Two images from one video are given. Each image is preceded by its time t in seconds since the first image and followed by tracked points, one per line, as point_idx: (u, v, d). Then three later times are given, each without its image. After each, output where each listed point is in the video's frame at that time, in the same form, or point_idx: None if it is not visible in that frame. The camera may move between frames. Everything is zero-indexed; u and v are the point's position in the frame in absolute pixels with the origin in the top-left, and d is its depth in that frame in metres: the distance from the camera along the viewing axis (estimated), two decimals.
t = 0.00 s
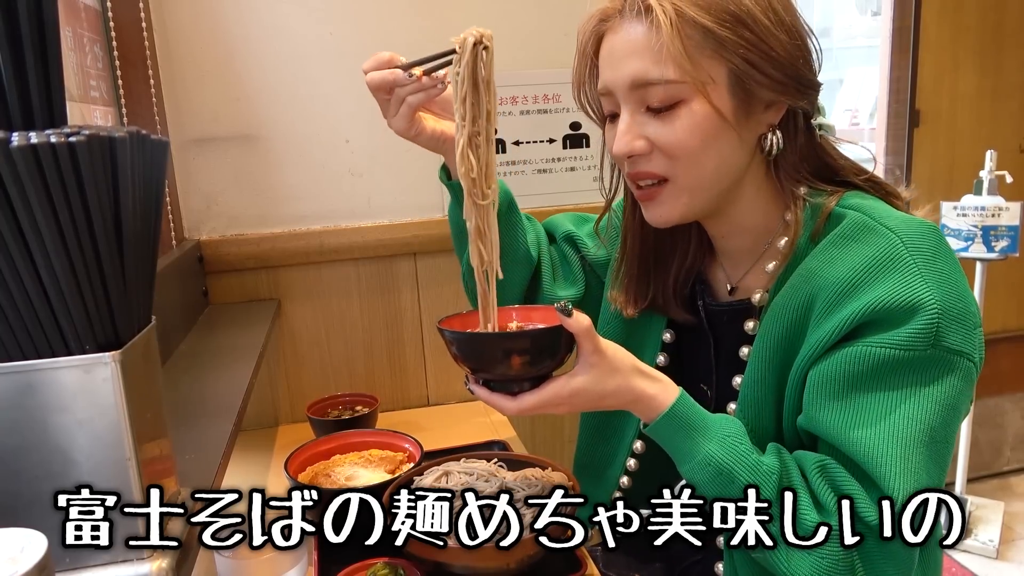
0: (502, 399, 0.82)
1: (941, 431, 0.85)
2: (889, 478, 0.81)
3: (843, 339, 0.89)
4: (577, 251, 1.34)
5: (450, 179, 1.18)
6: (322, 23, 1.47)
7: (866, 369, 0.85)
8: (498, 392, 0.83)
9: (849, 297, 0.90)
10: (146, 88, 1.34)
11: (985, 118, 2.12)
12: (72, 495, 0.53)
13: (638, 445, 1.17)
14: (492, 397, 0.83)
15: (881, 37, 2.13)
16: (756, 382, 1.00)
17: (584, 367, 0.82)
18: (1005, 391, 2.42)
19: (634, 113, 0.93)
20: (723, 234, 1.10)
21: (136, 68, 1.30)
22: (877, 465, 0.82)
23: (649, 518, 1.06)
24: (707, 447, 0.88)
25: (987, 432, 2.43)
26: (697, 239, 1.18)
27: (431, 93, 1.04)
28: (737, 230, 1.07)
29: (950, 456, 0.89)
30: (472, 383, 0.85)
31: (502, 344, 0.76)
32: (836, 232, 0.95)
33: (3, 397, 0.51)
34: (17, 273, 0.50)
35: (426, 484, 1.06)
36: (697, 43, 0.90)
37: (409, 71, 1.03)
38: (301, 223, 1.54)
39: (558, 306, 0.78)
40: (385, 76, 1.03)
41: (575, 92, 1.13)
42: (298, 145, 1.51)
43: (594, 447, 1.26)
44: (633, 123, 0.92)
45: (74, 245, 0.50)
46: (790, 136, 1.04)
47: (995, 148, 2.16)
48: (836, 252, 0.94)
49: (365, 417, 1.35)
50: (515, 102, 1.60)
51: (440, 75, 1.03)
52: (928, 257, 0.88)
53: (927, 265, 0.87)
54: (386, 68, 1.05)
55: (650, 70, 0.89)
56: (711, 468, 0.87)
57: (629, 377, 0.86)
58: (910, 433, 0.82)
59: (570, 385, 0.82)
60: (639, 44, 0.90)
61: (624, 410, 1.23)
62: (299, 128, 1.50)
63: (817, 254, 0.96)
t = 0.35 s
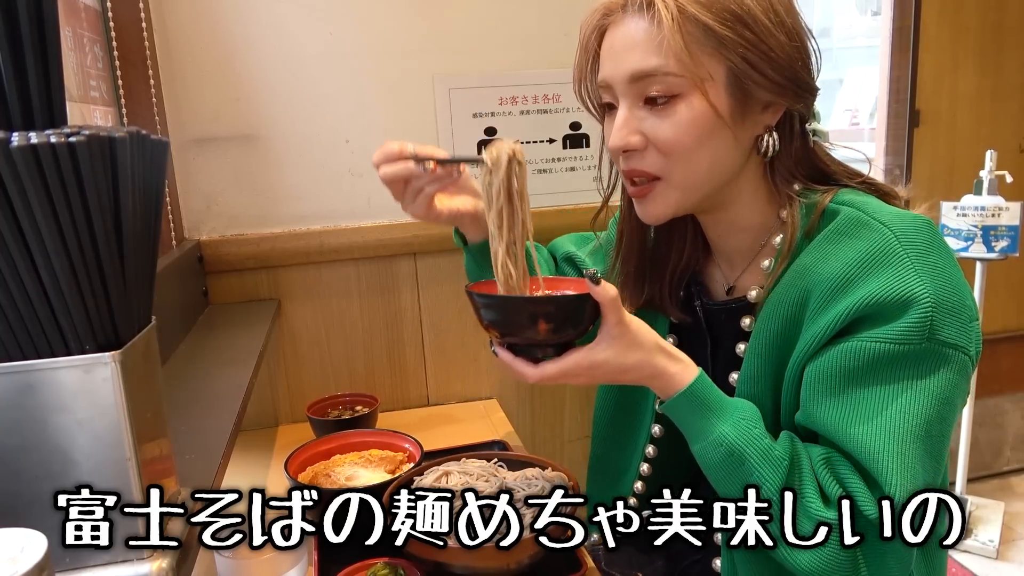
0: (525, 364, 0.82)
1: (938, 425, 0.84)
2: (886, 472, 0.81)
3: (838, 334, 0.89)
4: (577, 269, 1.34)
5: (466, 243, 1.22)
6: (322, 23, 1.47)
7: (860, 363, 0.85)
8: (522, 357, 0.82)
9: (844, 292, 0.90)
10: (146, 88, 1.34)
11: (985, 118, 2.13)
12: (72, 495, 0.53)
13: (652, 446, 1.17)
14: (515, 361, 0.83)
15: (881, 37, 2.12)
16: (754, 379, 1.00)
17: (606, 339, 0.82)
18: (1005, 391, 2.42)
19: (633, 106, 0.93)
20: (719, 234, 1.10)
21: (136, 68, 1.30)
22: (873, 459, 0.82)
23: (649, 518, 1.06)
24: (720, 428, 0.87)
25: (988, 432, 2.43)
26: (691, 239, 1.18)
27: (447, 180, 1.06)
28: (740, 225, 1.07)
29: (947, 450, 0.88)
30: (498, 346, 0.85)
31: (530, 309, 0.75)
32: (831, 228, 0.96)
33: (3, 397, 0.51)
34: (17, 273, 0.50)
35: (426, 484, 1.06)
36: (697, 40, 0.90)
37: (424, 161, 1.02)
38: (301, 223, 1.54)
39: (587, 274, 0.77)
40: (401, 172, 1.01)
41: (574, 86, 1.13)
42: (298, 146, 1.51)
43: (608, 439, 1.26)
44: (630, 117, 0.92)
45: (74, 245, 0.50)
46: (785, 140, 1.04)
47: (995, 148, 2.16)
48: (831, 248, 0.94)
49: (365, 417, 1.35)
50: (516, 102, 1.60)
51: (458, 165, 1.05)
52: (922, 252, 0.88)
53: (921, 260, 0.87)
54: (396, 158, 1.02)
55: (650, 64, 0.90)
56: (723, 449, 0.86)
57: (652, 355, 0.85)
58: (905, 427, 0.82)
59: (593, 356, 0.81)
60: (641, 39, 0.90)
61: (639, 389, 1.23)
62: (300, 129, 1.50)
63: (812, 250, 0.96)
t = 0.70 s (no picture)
0: (526, 349, 0.85)
1: (930, 418, 0.83)
2: (878, 465, 0.80)
3: (829, 329, 0.89)
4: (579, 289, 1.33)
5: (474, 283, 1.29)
6: (322, 23, 1.47)
7: (850, 356, 0.85)
8: (524, 343, 0.86)
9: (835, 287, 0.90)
10: (146, 88, 1.34)
11: (985, 118, 2.13)
12: (72, 495, 0.53)
13: (655, 448, 1.17)
14: (517, 347, 0.86)
15: (881, 37, 2.13)
16: (750, 377, 1.01)
17: (606, 326, 0.84)
18: (1005, 391, 2.42)
19: (616, 122, 0.93)
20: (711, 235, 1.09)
21: (136, 68, 1.30)
22: (864, 451, 0.81)
23: (649, 518, 1.06)
24: (717, 416, 0.86)
25: (988, 432, 2.43)
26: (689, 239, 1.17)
27: (459, 237, 1.11)
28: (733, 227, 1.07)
29: (941, 445, 0.87)
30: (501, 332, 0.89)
31: (534, 297, 0.79)
32: (822, 225, 0.96)
33: (3, 397, 0.51)
34: (17, 273, 0.50)
35: (426, 484, 1.06)
36: (675, 56, 0.90)
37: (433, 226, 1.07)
38: (301, 223, 1.54)
39: (588, 263, 0.80)
40: (414, 240, 1.06)
41: (563, 94, 1.11)
42: (298, 146, 1.51)
43: (612, 434, 1.26)
44: (614, 133, 0.93)
45: (74, 245, 0.50)
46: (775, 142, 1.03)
47: (995, 148, 2.16)
48: (822, 244, 0.94)
49: (365, 417, 1.35)
50: (516, 102, 1.60)
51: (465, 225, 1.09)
52: (911, 246, 0.88)
53: (910, 254, 0.87)
54: (406, 227, 1.06)
55: (630, 80, 0.89)
56: (720, 437, 0.86)
57: (650, 344, 0.86)
58: (896, 419, 0.81)
59: (592, 344, 0.83)
60: (621, 55, 0.90)
61: (641, 376, 1.24)
62: (300, 129, 1.50)
63: (804, 247, 0.97)
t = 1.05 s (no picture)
0: (531, 330, 0.86)
1: (914, 412, 0.83)
2: (865, 461, 0.80)
3: (810, 327, 0.89)
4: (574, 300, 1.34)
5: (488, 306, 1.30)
6: (322, 24, 1.47)
7: (833, 354, 0.85)
8: (530, 325, 0.87)
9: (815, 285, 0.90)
10: (146, 88, 1.34)
11: (985, 118, 2.13)
12: (72, 495, 0.53)
13: (649, 452, 1.17)
14: (523, 328, 0.87)
15: (880, 37, 2.13)
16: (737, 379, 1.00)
17: (610, 312, 0.84)
18: (1005, 391, 2.42)
19: (585, 140, 0.90)
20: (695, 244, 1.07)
21: (136, 68, 1.30)
22: (850, 448, 0.81)
23: (649, 518, 1.06)
24: (716, 403, 0.86)
25: (988, 432, 2.43)
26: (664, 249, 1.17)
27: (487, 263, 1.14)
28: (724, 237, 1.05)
29: (927, 439, 0.87)
30: (507, 313, 0.90)
31: (542, 281, 0.80)
32: (801, 223, 0.96)
33: (3, 397, 0.51)
34: (17, 273, 0.50)
35: (426, 484, 1.06)
36: (639, 79, 0.86)
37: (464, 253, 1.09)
38: (300, 223, 1.54)
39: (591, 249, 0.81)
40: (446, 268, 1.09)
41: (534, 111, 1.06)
42: (298, 146, 1.51)
43: (610, 432, 1.26)
44: (583, 151, 0.90)
45: (74, 245, 0.50)
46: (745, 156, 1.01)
47: (995, 148, 2.16)
48: (800, 242, 0.94)
49: (365, 417, 1.35)
50: (515, 102, 1.60)
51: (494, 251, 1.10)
52: (890, 241, 0.88)
53: (889, 249, 0.87)
54: (434, 259, 1.09)
55: (595, 99, 0.86)
56: (719, 424, 0.86)
57: (654, 329, 0.86)
58: (879, 414, 0.81)
59: (596, 329, 0.84)
60: (586, 73, 0.87)
61: (637, 364, 1.24)
62: (299, 129, 1.50)
63: (783, 247, 0.96)
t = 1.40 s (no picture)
0: (523, 330, 0.88)
1: (903, 415, 0.83)
2: (855, 466, 0.80)
3: (797, 332, 0.89)
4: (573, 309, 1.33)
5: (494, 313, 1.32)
6: (322, 24, 1.47)
7: (821, 358, 0.85)
8: (522, 325, 0.88)
9: (800, 289, 0.90)
10: (146, 88, 1.34)
11: (985, 118, 2.13)
12: (72, 495, 0.53)
13: (644, 454, 1.17)
14: (514, 327, 0.88)
15: (880, 37, 2.14)
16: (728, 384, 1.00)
17: (602, 313, 0.85)
18: (1005, 391, 2.42)
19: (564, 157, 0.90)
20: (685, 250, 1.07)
21: (136, 68, 1.30)
22: (839, 453, 0.81)
23: (649, 518, 1.06)
24: (706, 407, 0.86)
25: (988, 432, 2.43)
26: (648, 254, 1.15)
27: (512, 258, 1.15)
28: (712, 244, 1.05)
29: (917, 440, 0.87)
30: (499, 313, 0.91)
31: (535, 282, 0.81)
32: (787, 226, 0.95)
33: (3, 397, 0.51)
34: (17, 273, 0.50)
35: (426, 484, 1.06)
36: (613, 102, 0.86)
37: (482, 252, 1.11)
38: (300, 223, 1.54)
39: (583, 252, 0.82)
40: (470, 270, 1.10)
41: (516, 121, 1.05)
42: (298, 146, 1.51)
43: (608, 431, 1.26)
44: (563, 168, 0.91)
45: (74, 245, 0.50)
46: (728, 170, 0.99)
47: (995, 148, 2.16)
48: (785, 246, 0.94)
49: (365, 417, 1.35)
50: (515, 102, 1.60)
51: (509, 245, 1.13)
52: (876, 244, 0.88)
53: (875, 252, 0.87)
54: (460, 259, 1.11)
55: (569, 120, 0.87)
56: (709, 428, 0.86)
57: (645, 332, 0.86)
58: (867, 419, 0.81)
59: (586, 331, 0.85)
60: (561, 93, 0.87)
61: (632, 366, 1.24)
62: (299, 129, 1.50)
63: (769, 251, 0.95)
